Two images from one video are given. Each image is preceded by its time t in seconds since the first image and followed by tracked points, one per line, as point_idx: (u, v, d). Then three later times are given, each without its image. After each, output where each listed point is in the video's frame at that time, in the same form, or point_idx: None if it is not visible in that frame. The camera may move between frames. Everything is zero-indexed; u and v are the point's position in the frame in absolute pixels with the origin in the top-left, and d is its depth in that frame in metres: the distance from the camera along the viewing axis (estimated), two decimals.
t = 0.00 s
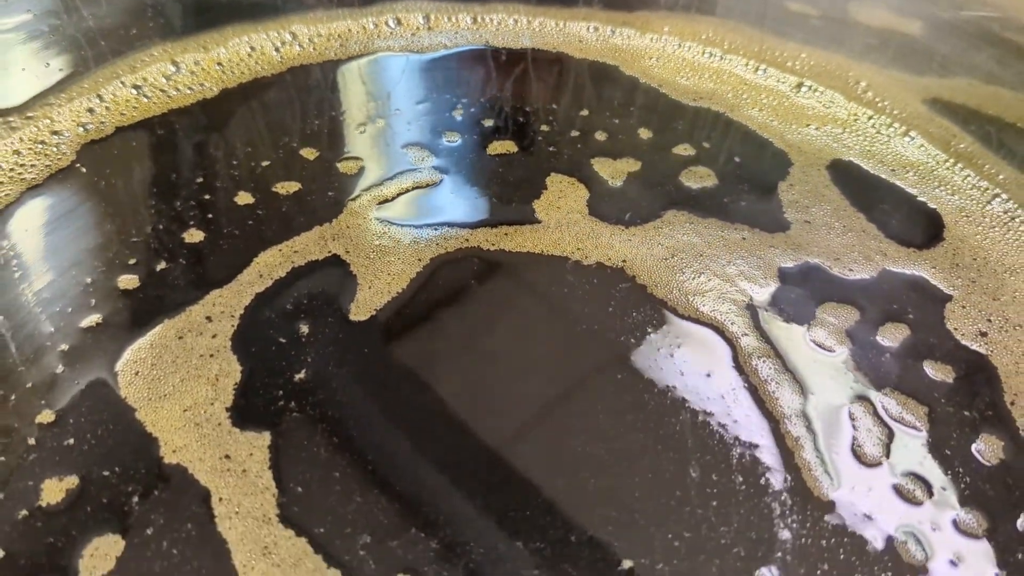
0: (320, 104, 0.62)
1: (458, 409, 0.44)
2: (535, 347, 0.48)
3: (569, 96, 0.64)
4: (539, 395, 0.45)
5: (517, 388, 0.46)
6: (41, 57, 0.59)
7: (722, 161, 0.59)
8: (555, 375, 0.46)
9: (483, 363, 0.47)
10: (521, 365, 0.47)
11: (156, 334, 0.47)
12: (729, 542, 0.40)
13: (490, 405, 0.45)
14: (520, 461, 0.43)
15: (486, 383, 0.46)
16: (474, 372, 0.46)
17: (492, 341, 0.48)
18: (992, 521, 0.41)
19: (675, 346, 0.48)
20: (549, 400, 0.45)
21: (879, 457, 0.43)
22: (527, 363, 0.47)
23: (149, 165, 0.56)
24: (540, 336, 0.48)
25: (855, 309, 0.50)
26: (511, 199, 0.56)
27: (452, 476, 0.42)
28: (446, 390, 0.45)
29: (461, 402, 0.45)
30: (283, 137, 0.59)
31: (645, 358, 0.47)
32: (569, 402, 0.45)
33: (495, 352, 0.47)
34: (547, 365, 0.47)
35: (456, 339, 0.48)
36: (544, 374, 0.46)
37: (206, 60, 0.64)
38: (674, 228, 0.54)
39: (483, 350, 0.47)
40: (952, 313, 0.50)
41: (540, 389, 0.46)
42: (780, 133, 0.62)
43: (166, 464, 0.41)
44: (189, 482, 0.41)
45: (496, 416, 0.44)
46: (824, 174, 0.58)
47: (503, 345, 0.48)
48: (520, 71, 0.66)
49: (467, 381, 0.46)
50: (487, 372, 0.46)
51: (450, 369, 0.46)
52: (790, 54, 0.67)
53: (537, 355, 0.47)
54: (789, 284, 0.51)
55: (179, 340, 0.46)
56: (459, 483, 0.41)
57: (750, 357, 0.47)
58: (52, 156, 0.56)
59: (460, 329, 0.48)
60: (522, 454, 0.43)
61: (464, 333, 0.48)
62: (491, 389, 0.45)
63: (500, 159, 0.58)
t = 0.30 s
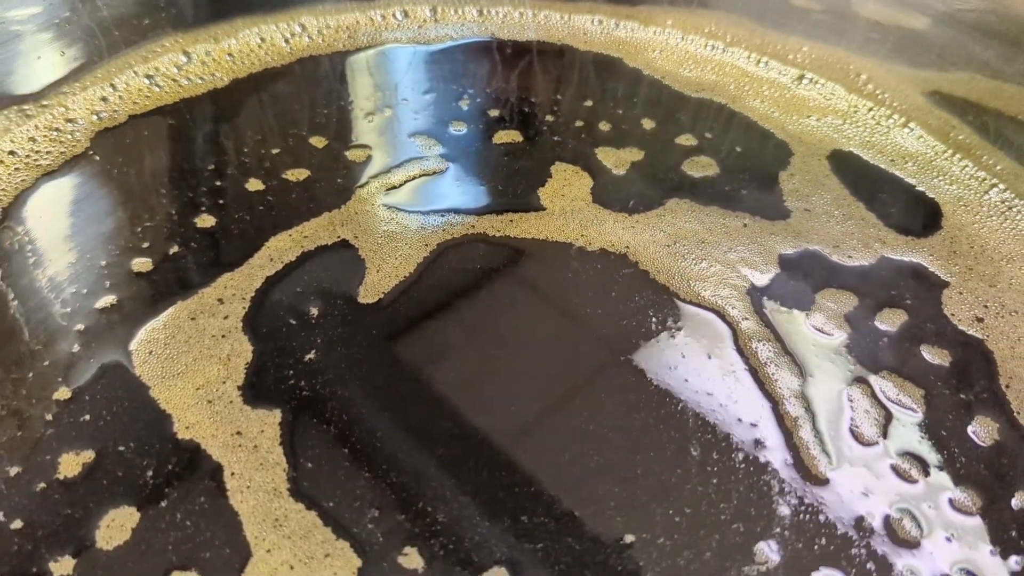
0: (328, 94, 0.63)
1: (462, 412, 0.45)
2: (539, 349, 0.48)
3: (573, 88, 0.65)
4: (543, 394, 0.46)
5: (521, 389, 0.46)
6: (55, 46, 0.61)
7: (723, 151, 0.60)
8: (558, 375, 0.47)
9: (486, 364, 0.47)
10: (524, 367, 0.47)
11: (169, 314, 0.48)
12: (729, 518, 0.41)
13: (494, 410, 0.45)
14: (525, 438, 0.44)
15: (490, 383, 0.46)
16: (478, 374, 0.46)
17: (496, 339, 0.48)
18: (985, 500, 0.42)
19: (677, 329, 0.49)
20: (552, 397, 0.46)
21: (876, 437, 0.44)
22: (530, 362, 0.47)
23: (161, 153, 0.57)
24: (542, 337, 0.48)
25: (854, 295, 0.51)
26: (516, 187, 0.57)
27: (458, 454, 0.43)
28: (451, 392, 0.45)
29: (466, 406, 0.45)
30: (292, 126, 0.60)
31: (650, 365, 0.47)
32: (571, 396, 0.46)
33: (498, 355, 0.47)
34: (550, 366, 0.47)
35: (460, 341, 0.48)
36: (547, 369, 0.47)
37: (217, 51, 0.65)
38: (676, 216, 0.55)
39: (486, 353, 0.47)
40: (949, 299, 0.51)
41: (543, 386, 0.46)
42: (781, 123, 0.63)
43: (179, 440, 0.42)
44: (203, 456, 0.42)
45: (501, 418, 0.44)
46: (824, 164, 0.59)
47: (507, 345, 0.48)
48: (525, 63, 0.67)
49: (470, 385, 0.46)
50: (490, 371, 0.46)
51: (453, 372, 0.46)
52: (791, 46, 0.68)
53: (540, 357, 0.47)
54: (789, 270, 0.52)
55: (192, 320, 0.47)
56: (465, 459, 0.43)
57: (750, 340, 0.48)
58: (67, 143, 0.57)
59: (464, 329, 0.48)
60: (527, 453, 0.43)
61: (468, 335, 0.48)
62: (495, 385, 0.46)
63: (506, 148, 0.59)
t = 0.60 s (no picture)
0: (339, 84, 0.64)
1: (471, 392, 0.45)
2: (548, 339, 0.48)
3: (580, 79, 0.66)
4: (550, 381, 0.46)
5: (529, 375, 0.47)
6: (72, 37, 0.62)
7: (728, 141, 0.61)
8: (567, 365, 0.47)
9: (496, 354, 0.47)
10: (534, 357, 0.47)
11: (185, 297, 0.49)
12: (733, 495, 0.42)
13: (503, 391, 0.46)
14: (534, 417, 0.45)
15: (499, 373, 0.47)
16: (487, 361, 0.47)
17: (506, 327, 0.49)
18: (984, 479, 0.43)
19: (682, 314, 0.50)
20: (560, 384, 0.46)
21: (877, 418, 0.45)
22: (539, 351, 0.48)
23: (176, 141, 0.58)
24: (551, 328, 0.49)
25: (855, 281, 0.52)
26: (524, 176, 0.58)
27: (467, 432, 0.44)
28: (459, 382, 0.46)
29: (475, 391, 0.46)
30: (304, 115, 0.61)
31: (659, 356, 0.48)
32: (579, 383, 0.46)
33: (508, 345, 0.48)
34: (558, 352, 0.48)
35: (469, 324, 0.49)
36: (554, 352, 0.48)
37: (229, 42, 0.66)
38: (681, 204, 0.56)
39: (496, 342, 0.48)
40: (950, 286, 0.52)
41: (551, 373, 0.47)
42: (784, 114, 0.63)
43: (196, 417, 0.43)
44: (219, 433, 0.43)
45: (510, 403, 0.45)
46: (827, 154, 0.60)
47: (515, 329, 0.49)
48: (533, 55, 0.68)
49: (480, 375, 0.46)
50: (500, 360, 0.47)
51: (463, 358, 0.47)
52: (794, 39, 0.69)
53: (550, 347, 0.48)
54: (792, 257, 0.53)
55: (208, 303, 0.48)
56: (475, 437, 0.43)
57: (754, 324, 0.49)
58: (84, 131, 0.59)
59: (473, 312, 0.49)
60: (535, 439, 0.44)
61: (477, 318, 0.49)
62: (504, 367, 0.47)
63: (513, 138, 0.60)
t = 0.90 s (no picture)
0: (353, 74, 0.65)
1: (484, 371, 0.46)
2: (559, 322, 0.49)
3: (590, 70, 0.67)
4: (562, 363, 0.47)
5: (541, 355, 0.48)
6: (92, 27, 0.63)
7: (736, 130, 0.62)
8: (578, 347, 0.48)
9: (509, 336, 0.48)
10: (546, 339, 0.48)
11: (205, 279, 0.50)
12: (742, 472, 0.43)
13: (516, 370, 0.47)
14: (546, 396, 0.46)
15: (512, 353, 0.47)
16: (500, 342, 0.48)
17: (518, 310, 0.50)
18: (987, 457, 0.44)
19: (691, 298, 0.51)
20: (572, 365, 0.47)
21: (882, 399, 0.46)
22: (551, 333, 0.49)
23: (194, 128, 0.59)
24: (563, 311, 0.50)
25: (861, 267, 0.53)
26: (535, 164, 0.59)
27: (481, 410, 0.45)
28: (472, 362, 0.47)
29: (488, 371, 0.46)
30: (319, 104, 0.62)
31: (668, 339, 0.48)
32: (590, 365, 0.47)
33: (520, 327, 0.49)
34: (569, 334, 0.49)
35: (482, 307, 0.50)
36: (566, 333, 0.49)
37: (245, 33, 0.67)
38: (690, 192, 0.57)
39: (508, 324, 0.49)
40: (954, 271, 0.52)
41: (562, 354, 0.48)
42: (791, 105, 0.64)
43: (217, 394, 0.44)
44: (240, 410, 0.44)
45: (522, 382, 0.46)
46: (833, 143, 0.61)
47: (527, 311, 0.50)
48: (543, 46, 0.69)
49: (492, 356, 0.47)
50: (512, 341, 0.48)
51: (477, 339, 0.48)
52: (801, 31, 0.70)
53: (562, 330, 0.49)
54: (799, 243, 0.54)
55: (227, 285, 0.49)
56: (489, 415, 0.44)
57: (762, 308, 0.50)
58: (104, 119, 0.60)
59: (486, 295, 0.50)
60: (548, 418, 0.45)
61: (490, 301, 0.50)
62: (517, 347, 0.48)
63: (524, 127, 0.61)
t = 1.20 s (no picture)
0: (369, 64, 0.66)
1: (502, 353, 0.47)
2: (575, 306, 0.50)
3: (602, 61, 0.68)
4: (578, 345, 0.48)
5: (557, 337, 0.49)
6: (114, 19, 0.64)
7: (746, 120, 0.63)
8: (593, 329, 0.49)
9: (526, 318, 0.49)
10: (561, 322, 0.49)
11: (227, 263, 0.51)
12: (754, 449, 0.44)
13: (532, 352, 0.48)
14: (562, 377, 0.47)
15: (528, 335, 0.48)
16: (517, 324, 0.49)
17: (534, 293, 0.51)
18: (995, 436, 0.45)
19: (704, 282, 0.51)
20: (587, 347, 0.48)
21: (891, 380, 0.47)
22: (566, 316, 0.50)
23: (214, 117, 0.60)
24: (578, 295, 0.51)
25: (870, 252, 0.54)
26: (549, 152, 0.60)
27: (499, 390, 0.46)
28: (490, 344, 0.48)
29: (505, 352, 0.47)
30: (336, 94, 0.63)
31: (682, 322, 0.49)
32: (605, 347, 0.48)
33: (536, 310, 0.50)
34: (585, 317, 0.50)
35: (499, 290, 0.51)
36: (581, 316, 0.50)
37: (263, 24, 0.68)
38: (701, 180, 0.58)
39: (525, 307, 0.50)
40: (962, 257, 0.53)
41: (578, 336, 0.49)
42: (801, 95, 0.65)
43: (241, 373, 0.46)
44: (264, 388, 0.45)
45: (539, 363, 0.47)
46: (843, 133, 0.62)
47: (543, 295, 0.51)
48: (555, 38, 0.70)
49: (509, 338, 0.48)
50: (529, 323, 0.49)
51: (494, 321, 0.49)
52: (810, 23, 0.70)
53: (577, 313, 0.50)
54: (809, 229, 0.55)
55: (249, 268, 0.50)
56: (507, 394, 0.45)
57: (773, 292, 0.51)
58: (126, 108, 0.61)
59: (503, 278, 0.51)
60: (564, 397, 0.46)
61: (507, 284, 0.51)
62: (533, 329, 0.49)
63: (538, 116, 0.62)
